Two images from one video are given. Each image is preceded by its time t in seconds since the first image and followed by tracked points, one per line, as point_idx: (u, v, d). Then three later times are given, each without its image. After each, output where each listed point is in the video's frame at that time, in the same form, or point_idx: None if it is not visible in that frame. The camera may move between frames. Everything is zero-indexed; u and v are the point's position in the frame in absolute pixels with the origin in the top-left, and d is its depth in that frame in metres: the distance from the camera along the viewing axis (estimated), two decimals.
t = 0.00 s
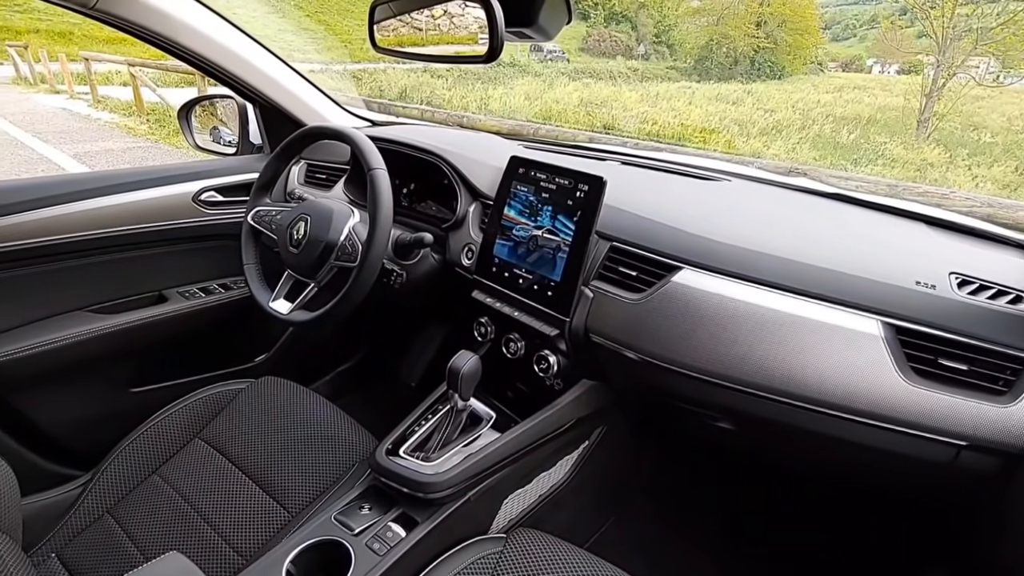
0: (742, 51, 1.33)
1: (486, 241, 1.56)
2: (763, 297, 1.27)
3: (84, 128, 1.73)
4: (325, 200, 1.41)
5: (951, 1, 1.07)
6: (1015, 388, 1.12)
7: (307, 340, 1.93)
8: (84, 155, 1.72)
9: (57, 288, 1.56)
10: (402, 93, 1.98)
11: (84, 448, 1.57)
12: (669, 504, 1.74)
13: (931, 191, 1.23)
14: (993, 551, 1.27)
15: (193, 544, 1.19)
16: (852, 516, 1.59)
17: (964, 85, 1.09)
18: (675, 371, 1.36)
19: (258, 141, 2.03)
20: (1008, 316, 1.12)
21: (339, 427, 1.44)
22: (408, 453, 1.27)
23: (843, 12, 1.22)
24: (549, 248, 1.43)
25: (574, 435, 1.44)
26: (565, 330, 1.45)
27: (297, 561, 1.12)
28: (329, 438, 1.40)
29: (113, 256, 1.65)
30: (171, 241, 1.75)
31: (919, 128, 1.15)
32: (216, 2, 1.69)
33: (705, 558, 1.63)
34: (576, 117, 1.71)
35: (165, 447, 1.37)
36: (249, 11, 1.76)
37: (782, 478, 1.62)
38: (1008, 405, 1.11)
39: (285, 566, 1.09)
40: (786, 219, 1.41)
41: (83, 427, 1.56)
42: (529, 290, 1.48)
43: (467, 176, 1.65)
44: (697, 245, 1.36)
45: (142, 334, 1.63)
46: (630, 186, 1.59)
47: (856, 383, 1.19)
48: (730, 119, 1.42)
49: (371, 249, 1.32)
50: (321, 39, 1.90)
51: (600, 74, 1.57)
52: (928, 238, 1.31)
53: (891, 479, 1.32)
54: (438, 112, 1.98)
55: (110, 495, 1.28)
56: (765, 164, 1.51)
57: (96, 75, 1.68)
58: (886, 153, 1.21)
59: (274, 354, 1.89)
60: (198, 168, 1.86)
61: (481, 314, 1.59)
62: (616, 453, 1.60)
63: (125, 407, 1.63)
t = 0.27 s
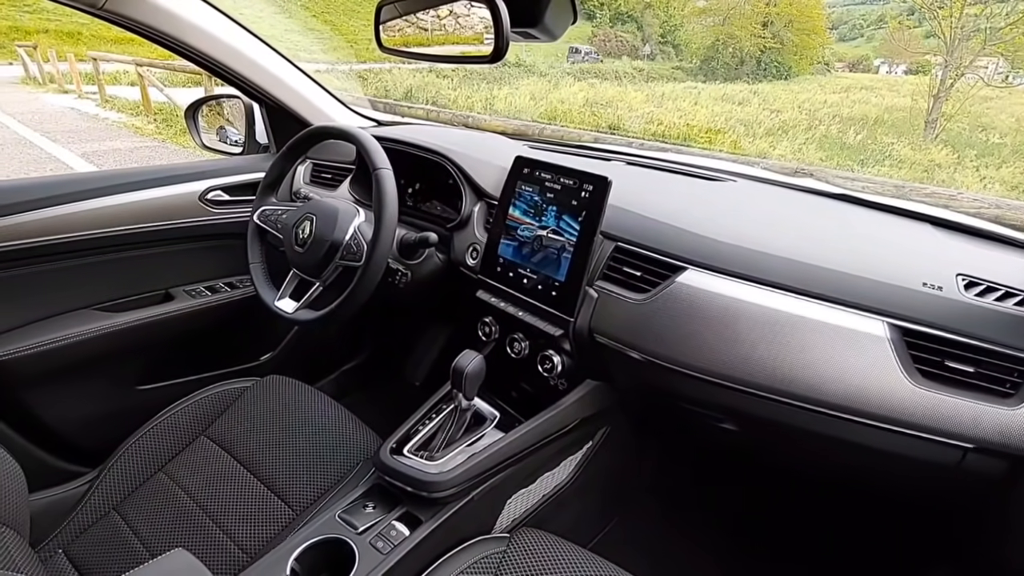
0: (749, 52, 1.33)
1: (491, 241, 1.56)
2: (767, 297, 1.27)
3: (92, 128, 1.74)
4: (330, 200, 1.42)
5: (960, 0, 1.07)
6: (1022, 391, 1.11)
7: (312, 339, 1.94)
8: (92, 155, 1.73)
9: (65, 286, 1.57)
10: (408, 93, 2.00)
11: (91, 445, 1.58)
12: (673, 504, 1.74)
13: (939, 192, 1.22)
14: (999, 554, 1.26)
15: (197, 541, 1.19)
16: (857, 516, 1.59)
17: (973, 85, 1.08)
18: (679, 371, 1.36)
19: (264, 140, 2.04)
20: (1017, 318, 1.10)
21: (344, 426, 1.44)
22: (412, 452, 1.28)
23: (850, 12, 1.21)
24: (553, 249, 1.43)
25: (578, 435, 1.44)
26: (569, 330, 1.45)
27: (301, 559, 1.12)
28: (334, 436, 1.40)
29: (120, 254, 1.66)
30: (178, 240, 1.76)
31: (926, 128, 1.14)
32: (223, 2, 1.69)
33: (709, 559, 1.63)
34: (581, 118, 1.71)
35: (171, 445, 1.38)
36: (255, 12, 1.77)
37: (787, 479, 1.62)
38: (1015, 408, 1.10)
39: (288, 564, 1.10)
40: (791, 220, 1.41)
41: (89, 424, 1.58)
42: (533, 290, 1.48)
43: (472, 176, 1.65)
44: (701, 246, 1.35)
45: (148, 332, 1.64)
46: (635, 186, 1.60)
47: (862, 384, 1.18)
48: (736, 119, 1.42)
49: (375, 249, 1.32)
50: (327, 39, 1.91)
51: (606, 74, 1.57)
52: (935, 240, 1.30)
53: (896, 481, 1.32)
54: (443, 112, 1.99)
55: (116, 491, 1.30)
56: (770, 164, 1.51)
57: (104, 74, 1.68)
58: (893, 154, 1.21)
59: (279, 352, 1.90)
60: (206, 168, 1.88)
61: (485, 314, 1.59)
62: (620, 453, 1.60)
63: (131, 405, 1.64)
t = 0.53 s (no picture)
0: (754, 52, 1.33)
1: (496, 241, 1.56)
2: (772, 297, 1.27)
3: (99, 128, 1.75)
4: (336, 199, 1.42)
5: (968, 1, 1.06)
6: None
7: (317, 338, 1.95)
8: (100, 154, 1.75)
9: (72, 284, 1.58)
10: (413, 93, 1.99)
11: (97, 442, 1.59)
12: (677, 505, 1.74)
13: (946, 192, 1.20)
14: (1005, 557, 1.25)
15: (203, 538, 1.20)
16: (862, 519, 1.58)
17: (981, 86, 1.08)
18: (683, 372, 1.36)
19: (270, 140, 2.05)
20: None
21: (348, 425, 1.44)
22: (416, 451, 1.28)
23: (858, 12, 1.21)
24: (558, 249, 1.43)
25: (582, 436, 1.44)
26: (573, 330, 1.45)
27: (305, 557, 1.12)
28: (338, 435, 1.41)
29: (127, 253, 1.67)
30: (184, 240, 1.77)
31: (934, 129, 1.13)
32: (230, 2, 1.70)
33: (713, 560, 1.62)
34: (586, 118, 1.71)
35: (177, 442, 1.39)
36: (262, 12, 1.77)
37: (791, 480, 1.61)
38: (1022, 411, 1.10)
39: (293, 562, 1.10)
40: (797, 220, 1.40)
41: (96, 421, 1.59)
42: (538, 290, 1.48)
43: (477, 176, 1.65)
44: (706, 246, 1.35)
45: (155, 330, 1.65)
46: (640, 186, 1.60)
47: (867, 386, 1.18)
48: (742, 120, 1.42)
49: (381, 248, 1.33)
50: (333, 40, 1.91)
51: (611, 74, 1.57)
52: (941, 241, 1.29)
53: (902, 484, 1.31)
54: (449, 112, 1.99)
55: (123, 488, 1.30)
56: (776, 165, 1.50)
57: (112, 74, 1.69)
58: (901, 155, 1.20)
59: (284, 351, 1.90)
60: (214, 167, 1.89)
61: (489, 313, 1.59)
62: (625, 453, 1.59)
63: (138, 402, 1.65)
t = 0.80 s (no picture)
0: (760, 52, 1.33)
1: (500, 241, 1.57)
2: (777, 298, 1.26)
3: (107, 127, 1.76)
4: (341, 199, 1.43)
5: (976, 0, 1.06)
6: None
7: (323, 337, 1.95)
8: (107, 153, 1.76)
9: (80, 283, 1.59)
10: (418, 93, 2.00)
11: (103, 439, 1.60)
12: (681, 506, 1.74)
13: (953, 194, 1.20)
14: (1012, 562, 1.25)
15: (208, 536, 1.21)
16: (867, 522, 1.58)
17: (989, 86, 1.07)
18: (688, 373, 1.35)
19: (276, 140, 2.05)
20: None
21: (352, 424, 1.45)
22: (420, 450, 1.29)
23: (865, 12, 1.20)
24: (563, 249, 1.43)
25: (586, 436, 1.44)
26: (578, 330, 1.45)
27: (310, 556, 1.13)
28: (342, 434, 1.41)
29: (134, 252, 1.68)
30: (191, 238, 1.78)
31: (941, 130, 1.12)
32: (237, 2, 1.71)
33: (717, 561, 1.62)
34: (591, 118, 1.71)
35: (183, 440, 1.40)
36: (269, 12, 1.78)
37: (796, 482, 1.61)
38: None
39: (297, 560, 1.11)
40: (801, 221, 1.40)
41: (102, 418, 1.60)
42: (542, 290, 1.48)
43: (482, 176, 1.66)
44: (711, 247, 1.35)
45: (162, 329, 1.66)
46: (645, 187, 1.59)
47: (872, 388, 1.18)
48: (748, 120, 1.41)
49: (386, 248, 1.33)
50: (339, 40, 1.92)
51: (616, 74, 1.56)
52: (948, 242, 1.29)
53: (907, 487, 1.30)
54: (454, 112, 1.99)
55: (129, 486, 1.31)
56: (782, 166, 1.50)
57: (120, 74, 1.71)
58: (908, 156, 1.19)
59: (289, 350, 1.91)
60: (222, 166, 1.90)
61: (494, 313, 1.59)
62: (629, 454, 1.59)
63: (144, 400, 1.66)
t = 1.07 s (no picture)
0: (767, 51, 1.33)
1: (505, 240, 1.57)
2: (782, 299, 1.26)
3: (115, 126, 1.77)
4: (347, 199, 1.43)
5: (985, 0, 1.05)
6: None
7: (328, 335, 1.96)
8: (116, 152, 1.78)
9: (88, 281, 1.61)
10: (424, 93, 2.00)
11: (110, 436, 1.61)
12: (685, 507, 1.74)
13: (962, 196, 1.20)
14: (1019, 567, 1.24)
15: (214, 533, 1.22)
16: (872, 526, 1.56)
17: (998, 87, 1.06)
18: (692, 374, 1.35)
19: (282, 139, 2.06)
20: None
21: (356, 423, 1.45)
22: (424, 449, 1.29)
23: (873, 12, 1.20)
24: (567, 249, 1.43)
25: (589, 436, 1.44)
26: (582, 330, 1.45)
27: (314, 553, 1.14)
28: (347, 433, 1.42)
29: (141, 250, 1.69)
30: (197, 237, 1.79)
31: (949, 130, 1.11)
32: (244, 2, 1.72)
33: (721, 562, 1.62)
34: (596, 118, 1.71)
35: (189, 438, 1.41)
36: (276, 12, 1.79)
37: (801, 484, 1.60)
38: None
39: (302, 558, 1.11)
40: (807, 222, 1.40)
41: (108, 416, 1.61)
42: (547, 290, 1.48)
43: (487, 176, 1.66)
44: (716, 248, 1.35)
45: (168, 327, 1.67)
46: (650, 187, 1.59)
47: (878, 390, 1.17)
48: (754, 121, 1.41)
49: (391, 247, 1.34)
50: (345, 40, 1.93)
51: (622, 74, 1.57)
52: (955, 243, 1.28)
53: (913, 490, 1.30)
54: (459, 112, 1.99)
55: (135, 483, 1.32)
56: (788, 166, 1.49)
57: (128, 74, 1.71)
58: (915, 156, 1.19)
59: (294, 349, 1.92)
60: (229, 165, 1.91)
61: (498, 313, 1.60)
62: (633, 454, 1.59)
63: (150, 398, 1.67)
